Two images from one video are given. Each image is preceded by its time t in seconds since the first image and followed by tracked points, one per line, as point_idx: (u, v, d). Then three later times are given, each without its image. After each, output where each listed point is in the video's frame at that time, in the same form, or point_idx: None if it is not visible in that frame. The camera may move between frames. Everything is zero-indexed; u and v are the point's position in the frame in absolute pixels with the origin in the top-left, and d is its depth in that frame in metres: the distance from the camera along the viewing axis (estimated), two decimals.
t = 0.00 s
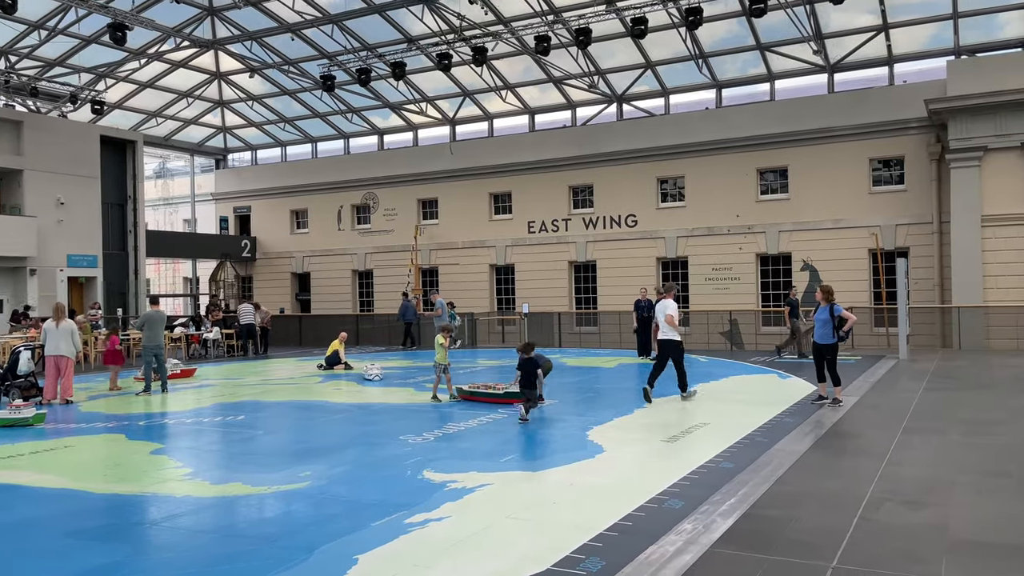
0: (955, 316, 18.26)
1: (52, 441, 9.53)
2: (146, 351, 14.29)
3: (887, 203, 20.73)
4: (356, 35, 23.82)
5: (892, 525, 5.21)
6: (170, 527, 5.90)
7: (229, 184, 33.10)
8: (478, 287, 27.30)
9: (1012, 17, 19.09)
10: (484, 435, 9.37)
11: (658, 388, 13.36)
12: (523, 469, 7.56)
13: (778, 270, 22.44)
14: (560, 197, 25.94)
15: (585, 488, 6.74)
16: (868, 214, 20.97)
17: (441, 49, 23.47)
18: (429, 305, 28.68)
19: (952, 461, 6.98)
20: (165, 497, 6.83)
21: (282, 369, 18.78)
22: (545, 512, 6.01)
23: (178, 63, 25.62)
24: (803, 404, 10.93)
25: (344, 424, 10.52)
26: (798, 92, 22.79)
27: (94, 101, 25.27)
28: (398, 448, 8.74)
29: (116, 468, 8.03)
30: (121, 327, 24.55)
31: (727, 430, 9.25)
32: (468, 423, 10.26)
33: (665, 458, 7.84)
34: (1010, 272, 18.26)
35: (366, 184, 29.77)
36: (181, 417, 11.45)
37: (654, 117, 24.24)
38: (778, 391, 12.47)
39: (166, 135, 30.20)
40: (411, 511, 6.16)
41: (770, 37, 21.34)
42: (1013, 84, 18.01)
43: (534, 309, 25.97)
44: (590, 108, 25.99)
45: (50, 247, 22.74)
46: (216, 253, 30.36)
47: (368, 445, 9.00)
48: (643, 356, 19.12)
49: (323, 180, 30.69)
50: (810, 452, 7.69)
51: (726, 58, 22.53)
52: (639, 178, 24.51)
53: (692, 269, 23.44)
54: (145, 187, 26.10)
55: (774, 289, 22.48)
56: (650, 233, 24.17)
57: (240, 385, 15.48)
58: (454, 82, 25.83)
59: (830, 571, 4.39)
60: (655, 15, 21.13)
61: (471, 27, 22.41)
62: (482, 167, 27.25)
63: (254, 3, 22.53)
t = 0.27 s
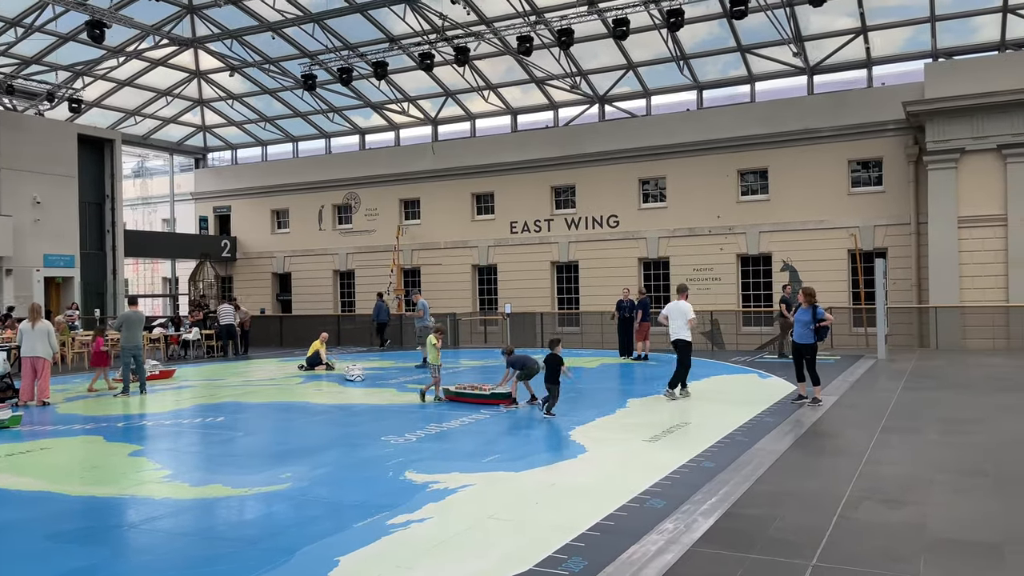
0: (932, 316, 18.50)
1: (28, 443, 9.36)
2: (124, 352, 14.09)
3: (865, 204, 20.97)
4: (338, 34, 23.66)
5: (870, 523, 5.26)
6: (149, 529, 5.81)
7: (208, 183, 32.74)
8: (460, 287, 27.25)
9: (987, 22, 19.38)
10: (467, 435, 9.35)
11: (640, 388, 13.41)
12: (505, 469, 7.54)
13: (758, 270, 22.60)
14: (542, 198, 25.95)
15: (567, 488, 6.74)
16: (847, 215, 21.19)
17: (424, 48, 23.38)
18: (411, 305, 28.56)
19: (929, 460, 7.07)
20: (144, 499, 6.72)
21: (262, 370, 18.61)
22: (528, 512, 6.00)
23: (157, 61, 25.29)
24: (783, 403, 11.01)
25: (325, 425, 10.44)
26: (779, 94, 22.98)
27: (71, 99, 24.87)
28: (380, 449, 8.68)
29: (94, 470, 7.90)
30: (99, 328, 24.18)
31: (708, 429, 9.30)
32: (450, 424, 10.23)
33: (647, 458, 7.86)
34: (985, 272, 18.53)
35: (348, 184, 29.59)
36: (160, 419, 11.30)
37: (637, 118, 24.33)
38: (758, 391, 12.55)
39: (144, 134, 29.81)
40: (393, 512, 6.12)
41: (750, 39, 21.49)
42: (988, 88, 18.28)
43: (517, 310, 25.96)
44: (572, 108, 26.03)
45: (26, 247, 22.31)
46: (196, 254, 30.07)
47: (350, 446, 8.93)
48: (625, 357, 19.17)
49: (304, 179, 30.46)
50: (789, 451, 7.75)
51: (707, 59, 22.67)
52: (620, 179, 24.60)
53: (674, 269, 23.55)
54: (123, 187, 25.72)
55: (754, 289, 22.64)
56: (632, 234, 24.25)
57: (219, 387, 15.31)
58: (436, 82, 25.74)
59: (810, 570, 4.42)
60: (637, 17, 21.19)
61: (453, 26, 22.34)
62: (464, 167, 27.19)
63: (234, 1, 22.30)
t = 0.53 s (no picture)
0: (910, 316, 18.74)
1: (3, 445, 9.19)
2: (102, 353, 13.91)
3: (845, 205, 21.19)
4: (319, 33, 23.50)
5: (850, 521, 5.30)
6: (128, 532, 5.72)
7: (188, 182, 32.40)
8: (442, 288, 27.19)
9: (963, 26, 19.67)
10: (449, 436, 9.31)
11: (622, 388, 13.45)
12: (488, 469, 7.52)
13: (739, 270, 22.77)
14: (525, 198, 25.95)
15: (550, 488, 6.73)
16: (826, 216, 21.41)
17: (406, 48, 23.28)
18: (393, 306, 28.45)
19: (907, 458, 7.15)
20: (122, 501, 6.62)
21: (243, 370, 18.43)
22: (510, 512, 5.98)
23: (136, 59, 24.96)
24: (763, 403, 11.08)
25: (306, 426, 10.35)
26: (760, 95, 23.16)
27: (49, 97, 24.47)
28: (361, 450, 8.63)
29: (71, 472, 7.77)
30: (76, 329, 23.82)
31: (689, 429, 9.34)
32: (432, 424, 10.18)
33: (629, 458, 7.87)
34: (962, 273, 18.80)
35: (329, 183, 29.42)
36: (139, 420, 11.15)
37: (619, 119, 24.40)
38: (739, 391, 12.59)
39: (123, 132, 29.43)
40: (375, 513, 6.08)
41: (731, 41, 21.63)
42: (964, 91, 18.55)
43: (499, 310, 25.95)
44: (555, 109, 26.05)
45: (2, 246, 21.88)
46: (176, 253, 29.75)
47: (331, 447, 8.86)
48: (607, 357, 19.22)
49: (285, 179, 30.23)
50: (769, 450, 7.81)
51: (688, 61, 22.79)
52: (602, 179, 24.68)
53: (655, 270, 23.67)
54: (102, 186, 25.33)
55: (735, 289, 22.81)
56: (614, 234, 24.34)
57: (199, 388, 15.14)
58: (419, 81, 25.67)
59: (791, 568, 4.45)
60: (619, 18, 21.26)
61: (436, 26, 22.27)
62: (447, 167, 27.13)
63: None
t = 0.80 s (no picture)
0: (889, 316, 18.97)
1: None
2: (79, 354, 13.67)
3: (824, 206, 21.38)
4: (301, 31, 23.33)
5: (829, 520, 5.34)
6: (107, 535, 5.63)
7: (167, 181, 32.06)
8: (424, 288, 27.12)
9: (940, 29, 19.95)
10: (432, 437, 9.27)
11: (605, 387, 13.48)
12: (470, 470, 7.49)
13: (720, 271, 22.92)
14: (507, 199, 25.94)
15: (533, 488, 6.72)
16: (806, 216, 21.60)
17: (388, 47, 23.18)
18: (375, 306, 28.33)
19: (886, 457, 7.22)
20: (100, 504, 6.51)
21: (223, 371, 18.25)
22: (493, 513, 5.96)
23: (114, 57, 24.62)
24: (744, 403, 11.15)
25: (287, 427, 10.26)
26: (741, 97, 23.33)
27: (25, 95, 24.07)
28: (343, 451, 8.57)
29: (48, 474, 7.64)
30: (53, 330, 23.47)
31: (671, 428, 9.38)
32: (414, 425, 10.13)
33: (612, 457, 7.88)
34: (939, 273, 19.04)
35: (311, 183, 29.23)
36: (117, 422, 10.99)
37: (601, 120, 24.48)
38: (720, 390, 12.64)
39: (102, 131, 29.04)
40: (357, 514, 6.03)
41: (712, 43, 21.76)
42: (941, 94, 18.81)
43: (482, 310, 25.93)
44: (537, 109, 26.06)
45: None
46: (155, 253, 29.39)
47: (313, 448, 8.79)
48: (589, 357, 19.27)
49: (266, 178, 29.99)
50: (750, 450, 7.86)
51: (670, 62, 22.89)
52: (585, 180, 24.73)
53: (637, 270, 23.77)
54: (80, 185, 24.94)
55: (716, 289, 22.96)
56: (597, 234, 24.41)
57: (178, 389, 14.96)
58: (401, 81, 25.58)
59: (772, 566, 4.47)
60: (601, 19, 21.31)
61: (418, 26, 22.20)
62: (429, 167, 27.04)
63: None
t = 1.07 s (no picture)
0: (868, 316, 19.18)
1: None
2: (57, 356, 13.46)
3: (805, 207, 21.57)
4: (282, 30, 23.14)
5: (811, 518, 5.38)
6: (85, 538, 5.54)
7: (147, 181, 31.70)
8: (407, 289, 27.03)
9: (918, 32, 20.20)
10: (414, 438, 9.22)
11: (588, 388, 13.50)
12: (453, 471, 7.47)
13: (702, 271, 23.06)
14: (490, 199, 25.92)
15: (515, 488, 6.71)
16: (787, 217, 21.78)
17: (371, 47, 23.06)
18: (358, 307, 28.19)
19: (866, 456, 7.29)
20: (78, 506, 6.41)
21: (203, 372, 18.07)
22: (476, 513, 5.94)
23: (93, 55, 24.28)
24: (726, 402, 11.21)
25: (268, 428, 10.17)
26: (723, 98, 23.48)
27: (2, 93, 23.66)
28: (325, 452, 8.51)
29: (25, 477, 7.51)
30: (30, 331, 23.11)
31: (654, 428, 9.41)
32: (397, 426, 10.09)
33: (595, 457, 7.89)
34: (917, 274, 19.27)
35: (292, 183, 29.02)
36: (96, 423, 10.84)
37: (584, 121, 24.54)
38: (702, 390, 12.68)
39: (80, 130, 28.65)
40: (339, 516, 5.99)
41: (694, 45, 21.87)
42: (919, 97, 19.05)
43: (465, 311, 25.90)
44: (520, 110, 26.06)
45: None
46: (134, 253, 29.05)
47: (295, 449, 8.72)
48: (571, 357, 19.31)
49: (247, 177, 29.72)
50: (732, 449, 7.89)
51: (653, 63, 22.98)
52: (568, 180, 24.76)
53: (620, 270, 23.85)
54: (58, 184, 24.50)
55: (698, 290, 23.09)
56: (580, 235, 24.46)
57: (158, 390, 14.78)
58: (383, 81, 25.46)
59: (753, 565, 4.49)
60: (584, 20, 21.36)
61: (400, 25, 22.11)
62: (412, 167, 26.95)
63: None
